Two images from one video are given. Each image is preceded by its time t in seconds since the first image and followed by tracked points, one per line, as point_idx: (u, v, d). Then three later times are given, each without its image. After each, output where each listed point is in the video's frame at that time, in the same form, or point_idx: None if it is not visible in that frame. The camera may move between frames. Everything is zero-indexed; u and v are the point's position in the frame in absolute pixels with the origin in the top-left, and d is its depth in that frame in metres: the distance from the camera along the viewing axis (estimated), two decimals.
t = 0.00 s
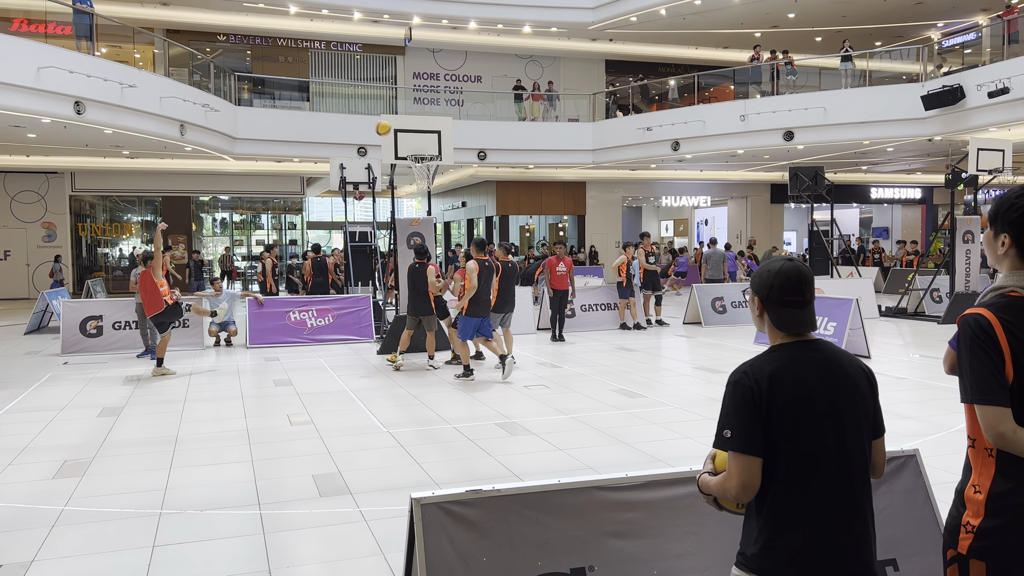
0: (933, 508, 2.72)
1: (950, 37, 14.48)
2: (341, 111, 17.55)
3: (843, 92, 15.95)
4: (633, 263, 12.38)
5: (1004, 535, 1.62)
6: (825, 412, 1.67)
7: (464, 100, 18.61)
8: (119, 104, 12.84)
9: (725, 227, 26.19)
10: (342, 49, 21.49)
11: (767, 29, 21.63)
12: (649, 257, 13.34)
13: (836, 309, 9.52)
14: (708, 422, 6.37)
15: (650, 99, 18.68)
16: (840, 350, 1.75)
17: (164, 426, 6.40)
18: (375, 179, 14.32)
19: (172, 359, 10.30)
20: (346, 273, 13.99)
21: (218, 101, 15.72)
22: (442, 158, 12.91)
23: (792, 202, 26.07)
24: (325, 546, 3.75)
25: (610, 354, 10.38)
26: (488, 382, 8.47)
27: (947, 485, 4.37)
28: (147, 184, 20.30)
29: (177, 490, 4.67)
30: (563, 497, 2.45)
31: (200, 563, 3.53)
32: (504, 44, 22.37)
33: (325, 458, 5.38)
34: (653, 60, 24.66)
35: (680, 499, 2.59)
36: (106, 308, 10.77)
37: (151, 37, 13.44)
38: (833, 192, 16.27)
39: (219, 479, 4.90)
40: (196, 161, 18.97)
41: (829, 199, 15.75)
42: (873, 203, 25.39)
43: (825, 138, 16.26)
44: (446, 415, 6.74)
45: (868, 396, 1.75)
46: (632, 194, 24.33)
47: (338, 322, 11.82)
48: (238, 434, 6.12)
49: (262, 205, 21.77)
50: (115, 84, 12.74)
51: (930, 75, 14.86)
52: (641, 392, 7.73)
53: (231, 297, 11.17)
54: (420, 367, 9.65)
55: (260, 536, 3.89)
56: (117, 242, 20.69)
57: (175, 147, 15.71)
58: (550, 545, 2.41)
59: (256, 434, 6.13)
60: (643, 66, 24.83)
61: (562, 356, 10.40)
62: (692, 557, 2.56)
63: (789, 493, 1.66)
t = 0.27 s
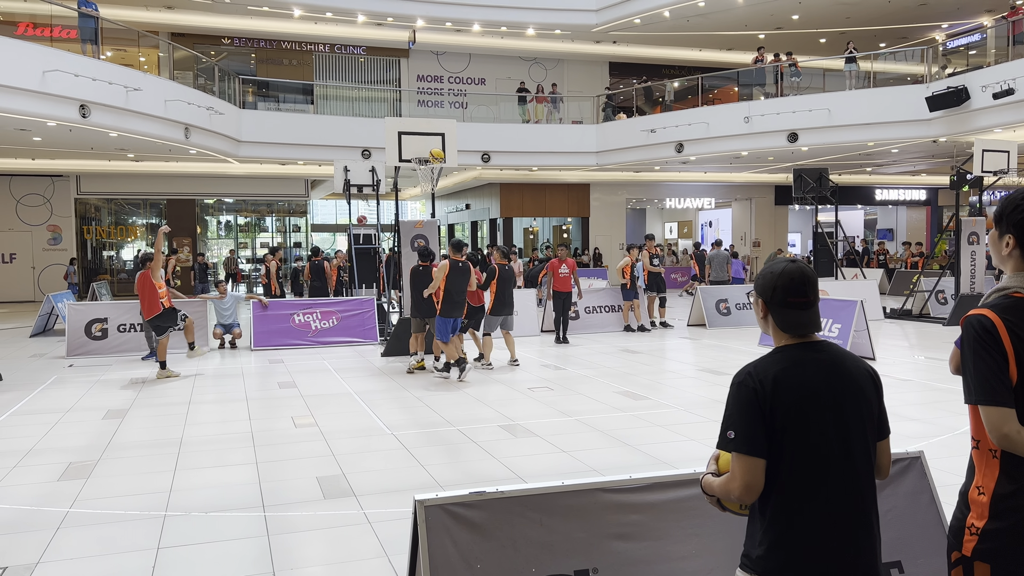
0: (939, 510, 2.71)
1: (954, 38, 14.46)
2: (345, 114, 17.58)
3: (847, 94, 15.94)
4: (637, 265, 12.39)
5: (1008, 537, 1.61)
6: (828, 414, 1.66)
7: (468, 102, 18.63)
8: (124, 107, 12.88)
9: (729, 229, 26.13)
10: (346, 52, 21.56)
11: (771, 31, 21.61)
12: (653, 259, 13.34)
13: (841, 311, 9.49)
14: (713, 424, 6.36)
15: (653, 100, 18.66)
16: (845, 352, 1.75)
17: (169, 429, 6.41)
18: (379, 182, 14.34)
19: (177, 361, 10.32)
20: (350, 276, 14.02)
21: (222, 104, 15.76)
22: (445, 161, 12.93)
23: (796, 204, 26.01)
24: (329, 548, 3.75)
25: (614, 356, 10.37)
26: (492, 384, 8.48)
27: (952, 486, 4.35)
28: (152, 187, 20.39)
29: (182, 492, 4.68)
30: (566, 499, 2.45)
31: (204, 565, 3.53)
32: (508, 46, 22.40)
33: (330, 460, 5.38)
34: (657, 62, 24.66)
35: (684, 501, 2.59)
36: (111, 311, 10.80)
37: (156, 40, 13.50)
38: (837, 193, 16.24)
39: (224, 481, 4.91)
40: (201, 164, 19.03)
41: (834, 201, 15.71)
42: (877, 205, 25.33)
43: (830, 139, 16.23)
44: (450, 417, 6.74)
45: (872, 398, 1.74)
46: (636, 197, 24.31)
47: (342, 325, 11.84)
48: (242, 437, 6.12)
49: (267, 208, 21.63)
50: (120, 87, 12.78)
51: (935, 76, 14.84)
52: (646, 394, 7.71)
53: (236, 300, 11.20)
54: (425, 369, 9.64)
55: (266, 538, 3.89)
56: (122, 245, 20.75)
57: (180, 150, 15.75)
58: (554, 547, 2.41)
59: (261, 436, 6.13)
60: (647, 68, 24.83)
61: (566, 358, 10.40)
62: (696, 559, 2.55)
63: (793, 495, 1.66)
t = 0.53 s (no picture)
0: (944, 512, 2.70)
1: (959, 39, 14.42)
2: (350, 115, 17.62)
3: (852, 95, 15.91)
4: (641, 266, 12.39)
5: (1013, 538, 1.61)
6: (833, 414, 1.66)
7: (472, 104, 18.67)
8: (129, 110, 12.93)
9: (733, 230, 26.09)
10: (350, 54, 21.60)
11: (775, 32, 21.58)
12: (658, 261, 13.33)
13: (845, 313, 9.46)
14: (717, 426, 6.34)
15: (658, 102, 18.64)
16: (848, 354, 1.74)
17: (174, 430, 6.43)
18: (383, 183, 14.37)
19: (182, 362, 10.35)
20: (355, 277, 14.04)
21: (227, 106, 15.81)
22: (450, 162, 12.94)
23: (801, 205, 25.99)
24: (333, 549, 3.76)
25: (618, 358, 10.36)
26: (496, 385, 8.47)
27: (958, 488, 4.33)
28: (157, 189, 20.48)
29: (187, 494, 4.69)
30: (570, 500, 2.45)
31: (208, 566, 3.55)
32: (512, 48, 22.42)
33: (334, 461, 5.39)
34: (661, 63, 24.65)
35: (687, 503, 2.59)
36: (116, 312, 10.84)
37: (161, 43, 13.55)
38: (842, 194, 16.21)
39: (228, 482, 4.92)
40: (206, 166, 19.10)
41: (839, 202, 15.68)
42: (882, 206, 25.26)
43: (834, 140, 16.18)
44: (454, 419, 6.75)
45: (876, 399, 1.74)
46: (640, 198, 24.32)
47: (346, 326, 11.86)
48: (247, 438, 6.14)
49: (271, 210, 21.85)
50: (125, 89, 12.83)
51: (940, 77, 14.80)
52: (650, 396, 7.70)
53: (240, 301, 11.24)
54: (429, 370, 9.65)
55: (270, 539, 3.90)
56: (128, 246, 20.94)
57: (185, 152, 15.81)
58: (558, 548, 2.41)
59: (265, 437, 6.14)
60: (651, 69, 24.83)
61: (570, 359, 10.39)
62: (701, 561, 2.55)
63: (797, 497, 1.66)
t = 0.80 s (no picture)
0: (949, 513, 2.69)
1: (965, 40, 14.39)
2: (355, 117, 17.65)
3: (858, 96, 15.87)
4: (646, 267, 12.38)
5: (1019, 540, 1.60)
6: (836, 415, 1.66)
7: (477, 105, 18.69)
8: (136, 111, 12.98)
9: (739, 231, 26.01)
10: (355, 55, 21.64)
11: (780, 33, 21.54)
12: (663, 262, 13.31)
13: (851, 314, 9.43)
14: (722, 427, 6.33)
15: (663, 103, 18.60)
16: (853, 356, 1.74)
17: (179, 431, 6.44)
18: (388, 185, 14.38)
19: (187, 363, 10.38)
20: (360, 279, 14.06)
21: (232, 108, 15.86)
22: (454, 164, 12.95)
23: (806, 206, 25.93)
24: (338, 550, 3.76)
25: (623, 359, 10.35)
26: (501, 386, 8.48)
27: (964, 490, 4.31)
28: (162, 190, 20.55)
29: (192, 495, 4.70)
30: (574, 501, 2.45)
31: (213, 567, 3.56)
32: (517, 49, 22.43)
33: (339, 462, 5.41)
34: (666, 64, 24.63)
35: (692, 504, 2.59)
36: (121, 313, 10.87)
37: (167, 44, 13.61)
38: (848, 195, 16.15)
39: (234, 483, 4.93)
40: (211, 167, 19.17)
41: (844, 203, 15.63)
42: (888, 207, 25.16)
43: (840, 142, 16.13)
44: (459, 420, 6.75)
45: (881, 401, 1.74)
46: (646, 199, 24.31)
47: (351, 327, 11.88)
48: (252, 439, 6.15)
49: (277, 210, 21.58)
50: (131, 91, 12.88)
51: (946, 78, 14.77)
52: (655, 397, 7.69)
53: (246, 303, 11.27)
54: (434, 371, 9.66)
55: (275, 540, 3.91)
56: (133, 248, 20.98)
57: (190, 153, 15.86)
58: (562, 549, 2.41)
59: (270, 438, 6.15)
60: (656, 70, 24.81)
61: (575, 361, 10.39)
62: (705, 562, 2.55)
63: (800, 498, 1.66)
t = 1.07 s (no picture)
0: (957, 516, 2.68)
1: (974, 41, 14.33)
2: (362, 118, 17.70)
3: (865, 97, 15.81)
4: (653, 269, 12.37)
5: None
6: (844, 418, 1.65)
7: (484, 106, 18.72)
8: (144, 113, 13.06)
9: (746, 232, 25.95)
10: (362, 56, 21.69)
11: (788, 34, 21.48)
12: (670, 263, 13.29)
13: (858, 316, 9.40)
14: (729, 429, 6.32)
15: (670, 104, 18.58)
16: (860, 358, 1.73)
17: (186, 431, 6.47)
18: (395, 186, 14.42)
19: (195, 364, 10.42)
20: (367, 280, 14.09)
21: (240, 109, 15.94)
22: (461, 165, 12.96)
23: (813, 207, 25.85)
24: (344, 550, 3.78)
25: (630, 361, 10.34)
26: (507, 388, 8.48)
27: (972, 493, 4.28)
28: (170, 191, 20.64)
29: (199, 495, 4.72)
30: (580, 503, 2.45)
31: (220, 567, 3.57)
32: (524, 50, 22.44)
33: (346, 463, 5.42)
34: (673, 65, 24.58)
35: (699, 506, 2.58)
36: (129, 314, 10.93)
37: (175, 46, 13.67)
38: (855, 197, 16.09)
39: (241, 484, 4.94)
40: (219, 168, 19.25)
41: (852, 205, 15.57)
42: (896, 208, 25.05)
43: (847, 143, 16.08)
44: (466, 421, 6.76)
45: (888, 403, 1.73)
46: (652, 201, 24.32)
47: (358, 328, 11.90)
48: (259, 440, 6.17)
49: (284, 212, 21.92)
50: (139, 92, 12.95)
51: (955, 79, 14.70)
52: (662, 398, 7.67)
53: (253, 303, 11.32)
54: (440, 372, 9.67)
55: (281, 540, 3.92)
56: (141, 249, 21.05)
57: (198, 154, 15.93)
58: (569, 551, 2.41)
59: (277, 439, 6.17)
60: (663, 72, 24.78)
61: (581, 362, 10.38)
62: (712, 564, 2.54)
63: (807, 501, 1.65)
